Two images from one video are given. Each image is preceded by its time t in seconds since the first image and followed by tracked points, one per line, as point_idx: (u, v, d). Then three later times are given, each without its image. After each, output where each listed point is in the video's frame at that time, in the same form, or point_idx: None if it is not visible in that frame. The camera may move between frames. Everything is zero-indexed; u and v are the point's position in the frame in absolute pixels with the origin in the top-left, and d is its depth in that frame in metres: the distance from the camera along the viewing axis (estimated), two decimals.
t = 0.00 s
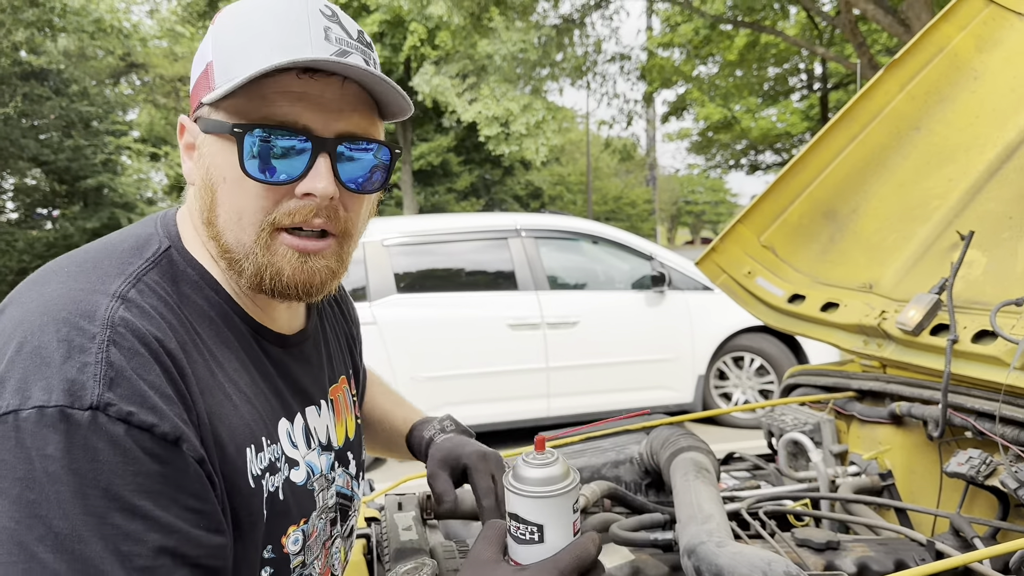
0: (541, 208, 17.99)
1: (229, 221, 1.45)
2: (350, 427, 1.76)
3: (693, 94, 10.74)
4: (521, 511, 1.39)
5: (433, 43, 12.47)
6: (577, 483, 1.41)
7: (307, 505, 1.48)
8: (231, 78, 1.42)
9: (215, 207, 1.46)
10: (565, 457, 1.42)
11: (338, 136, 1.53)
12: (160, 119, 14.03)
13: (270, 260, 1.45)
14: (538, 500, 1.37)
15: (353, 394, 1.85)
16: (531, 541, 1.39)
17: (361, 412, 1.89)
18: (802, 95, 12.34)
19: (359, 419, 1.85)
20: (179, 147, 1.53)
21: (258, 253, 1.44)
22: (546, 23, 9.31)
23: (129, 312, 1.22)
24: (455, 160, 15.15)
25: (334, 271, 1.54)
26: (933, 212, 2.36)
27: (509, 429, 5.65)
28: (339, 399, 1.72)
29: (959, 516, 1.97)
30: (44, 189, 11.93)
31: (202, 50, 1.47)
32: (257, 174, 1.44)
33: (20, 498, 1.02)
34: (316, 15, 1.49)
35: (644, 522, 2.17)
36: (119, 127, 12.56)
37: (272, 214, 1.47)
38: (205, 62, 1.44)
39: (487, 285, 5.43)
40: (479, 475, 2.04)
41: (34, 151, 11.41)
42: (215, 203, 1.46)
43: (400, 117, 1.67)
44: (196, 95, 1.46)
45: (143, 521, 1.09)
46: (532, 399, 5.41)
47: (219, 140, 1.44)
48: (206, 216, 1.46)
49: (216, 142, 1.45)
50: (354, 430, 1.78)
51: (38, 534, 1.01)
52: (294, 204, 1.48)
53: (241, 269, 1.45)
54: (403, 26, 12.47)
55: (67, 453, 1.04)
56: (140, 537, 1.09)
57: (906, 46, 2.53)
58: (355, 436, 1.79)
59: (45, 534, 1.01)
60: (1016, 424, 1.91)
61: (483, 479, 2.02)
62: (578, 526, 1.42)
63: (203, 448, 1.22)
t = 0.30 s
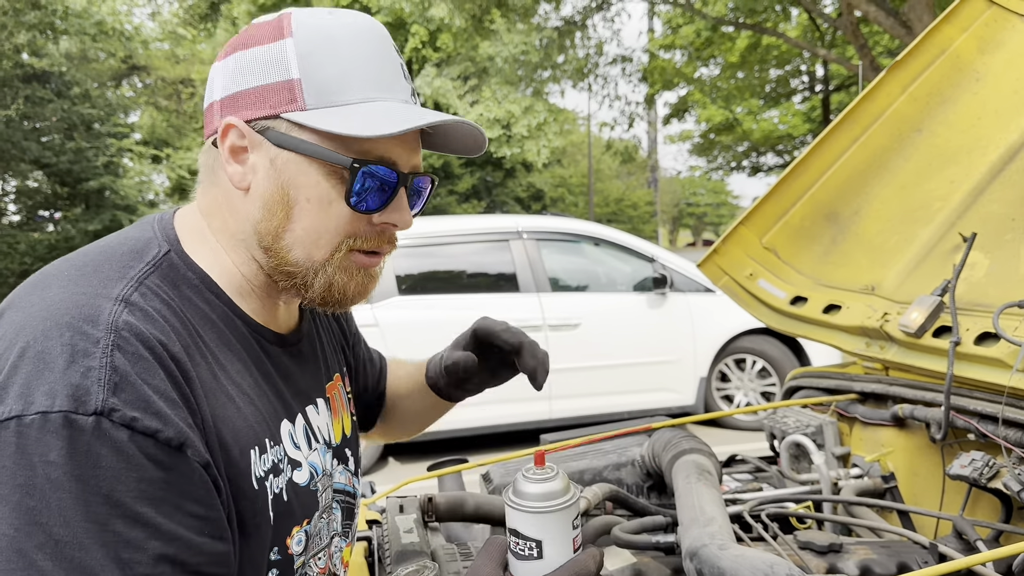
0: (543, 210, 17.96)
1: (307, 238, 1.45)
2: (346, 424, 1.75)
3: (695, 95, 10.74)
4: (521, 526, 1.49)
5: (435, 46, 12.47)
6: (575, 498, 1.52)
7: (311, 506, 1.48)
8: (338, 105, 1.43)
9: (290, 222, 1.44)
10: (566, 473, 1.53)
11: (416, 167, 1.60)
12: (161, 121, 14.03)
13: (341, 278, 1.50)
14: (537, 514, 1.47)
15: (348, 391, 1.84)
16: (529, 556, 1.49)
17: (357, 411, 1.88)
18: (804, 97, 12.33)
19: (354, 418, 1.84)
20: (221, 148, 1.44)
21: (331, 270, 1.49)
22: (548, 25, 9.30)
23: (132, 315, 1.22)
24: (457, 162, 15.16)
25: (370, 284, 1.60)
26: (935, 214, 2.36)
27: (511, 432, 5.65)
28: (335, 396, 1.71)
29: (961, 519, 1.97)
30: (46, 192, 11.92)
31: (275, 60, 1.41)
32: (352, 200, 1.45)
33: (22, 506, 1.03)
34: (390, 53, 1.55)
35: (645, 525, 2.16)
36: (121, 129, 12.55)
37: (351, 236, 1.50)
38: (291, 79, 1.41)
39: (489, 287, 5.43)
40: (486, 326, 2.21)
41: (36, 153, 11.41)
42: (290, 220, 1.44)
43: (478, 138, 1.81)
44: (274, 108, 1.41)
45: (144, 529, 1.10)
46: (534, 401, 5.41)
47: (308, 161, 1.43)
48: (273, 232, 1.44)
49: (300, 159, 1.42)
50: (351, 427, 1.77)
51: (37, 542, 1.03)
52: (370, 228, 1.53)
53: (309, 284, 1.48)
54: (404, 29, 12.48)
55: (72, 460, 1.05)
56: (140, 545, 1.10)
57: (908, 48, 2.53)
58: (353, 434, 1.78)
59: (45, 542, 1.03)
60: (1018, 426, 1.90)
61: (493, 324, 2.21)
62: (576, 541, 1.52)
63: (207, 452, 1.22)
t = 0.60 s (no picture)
0: (544, 211, 17.97)
1: (338, 237, 1.48)
2: (345, 422, 1.72)
3: (696, 96, 10.75)
4: (522, 538, 1.60)
5: (436, 48, 12.49)
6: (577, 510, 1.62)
7: (310, 503, 1.48)
8: (374, 114, 1.46)
9: (324, 221, 1.47)
10: (568, 486, 1.63)
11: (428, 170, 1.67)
12: (163, 123, 14.05)
13: (363, 275, 1.55)
14: (538, 529, 1.58)
15: (348, 387, 1.81)
16: (530, 567, 1.60)
17: (358, 410, 1.87)
18: (805, 99, 12.35)
19: (354, 416, 1.82)
20: (249, 151, 1.42)
21: (356, 267, 1.53)
22: (549, 27, 9.34)
23: (132, 311, 1.22)
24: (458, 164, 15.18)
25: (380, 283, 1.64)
26: (936, 215, 2.36)
27: (513, 433, 5.65)
28: (333, 393, 1.69)
29: (962, 521, 1.97)
30: (48, 194, 11.94)
31: (310, 66, 1.41)
32: (386, 206, 1.52)
33: (21, 502, 1.04)
34: (406, 64, 1.59)
35: (646, 527, 2.17)
36: (122, 131, 12.60)
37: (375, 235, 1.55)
38: (327, 86, 1.42)
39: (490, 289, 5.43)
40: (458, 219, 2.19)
41: (38, 156, 11.44)
42: (322, 221, 1.47)
43: (457, 159, 1.86)
44: (310, 114, 1.42)
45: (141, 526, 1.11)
46: (534, 403, 5.41)
47: (345, 164, 1.46)
48: (303, 233, 1.46)
49: (337, 163, 1.45)
50: (350, 425, 1.75)
51: (33, 538, 1.03)
52: (391, 228, 1.58)
53: (335, 282, 1.51)
54: (406, 31, 12.51)
55: (72, 455, 1.06)
56: (138, 541, 1.11)
57: (908, 50, 2.54)
58: (352, 432, 1.76)
59: (41, 539, 1.04)
60: (1019, 428, 1.90)
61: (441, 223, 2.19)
62: (576, 554, 1.63)
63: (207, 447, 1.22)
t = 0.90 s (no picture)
0: (545, 213, 17.96)
1: (343, 247, 1.49)
2: (348, 423, 1.72)
3: (697, 97, 10.76)
4: (528, 530, 1.57)
5: (438, 49, 12.50)
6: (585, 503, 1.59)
7: (315, 503, 1.49)
8: (382, 125, 1.47)
9: (330, 232, 1.48)
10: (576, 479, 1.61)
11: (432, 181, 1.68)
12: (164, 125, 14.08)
13: (365, 283, 1.56)
14: (545, 522, 1.54)
15: (351, 388, 1.82)
16: (536, 560, 1.56)
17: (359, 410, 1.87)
18: (806, 100, 12.36)
19: (356, 416, 1.82)
20: (257, 160, 1.42)
21: (358, 276, 1.54)
22: (550, 28, 9.43)
23: (140, 313, 1.22)
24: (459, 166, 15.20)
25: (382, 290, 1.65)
26: (936, 218, 2.37)
27: (514, 435, 5.65)
28: (337, 394, 1.69)
29: (962, 522, 1.97)
30: (50, 196, 11.94)
31: (319, 77, 1.42)
32: (392, 212, 1.53)
33: (33, 500, 1.04)
34: (413, 76, 1.59)
35: (647, 528, 2.17)
36: (124, 133, 12.62)
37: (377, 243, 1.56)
38: (336, 98, 1.43)
39: (491, 290, 5.44)
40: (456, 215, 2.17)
41: (40, 157, 11.45)
42: (329, 229, 1.48)
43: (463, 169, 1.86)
44: (319, 124, 1.42)
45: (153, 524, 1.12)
46: (535, 404, 5.41)
47: (352, 175, 1.46)
48: (310, 241, 1.46)
49: (343, 173, 1.45)
50: (352, 426, 1.75)
51: (46, 535, 1.04)
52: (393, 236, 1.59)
53: (339, 290, 1.52)
54: (407, 32, 12.53)
55: (85, 453, 1.06)
56: (148, 539, 1.12)
57: (909, 52, 2.54)
58: (354, 432, 1.76)
59: (54, 536, 1.04)
60: (1018, 429, 1.90)
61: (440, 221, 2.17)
62: (582, 547, 1.59)
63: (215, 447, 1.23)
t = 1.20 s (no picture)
0: (546, 214, 17.96)
1: (345, 243, 1.50)
2: (352, 419, 1.72)
3: (698, 98, 10.75)
4: (600, 495, 1.40)
5: (438, 50, 12.52)
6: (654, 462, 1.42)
7: (321, 492, 1.50)
8: (376, 120, 1.48)
9: (331, 230, 1.48)
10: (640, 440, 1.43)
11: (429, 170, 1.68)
12: (165, 126, 14.13)
13: (368, 276, 1.57)
14: (617, 482, 1.37)
15: (354, 385, 1.82)
16: (612, 524, 1.39)
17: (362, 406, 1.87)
18: (806, 100, 12.36)
19: (359, 414, 1.82)
20: (255, 161, 1.42)
21: (361, 270, 1.55)
22: (550, 29, 9.38)
23: (152, 295, 1.24)
24: (460, 167, 15.23)
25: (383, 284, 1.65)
26: (935, 217, 2.37)
27: (514, 436, 5.65)
28: (342, 390, 1.70)
29: (962, 522, 1.97)
30: (51, 198, 12.01)
31: (311, 76, 1.42)
32: (391, 207, 1.54)
33: (80, 475, 1.05)
34: (404, 68, 1.59)
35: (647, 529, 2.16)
36: (125, 135, 12.67)
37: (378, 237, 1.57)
38: (329, 95, 1.43)
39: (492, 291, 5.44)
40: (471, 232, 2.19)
41: (41, 159, 11.49)
42: (331, 226, 1.48)
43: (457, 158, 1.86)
44: (313, 123, 1.42)
45: (204, 478, 1.14)
46: (536, 404, 5.41)
47: (351, 171, 1.47)
48: (312, 238, 1.47)
49: (342, 169, 1.46)
50: (355, 422, 1.75)
51: (99, 504, 1.05)
52: (393, 229, 1.60)
53: (343, 286, 1.53)
54: (408, 33, 12.53)
55: (118, 425, 1.07)
56: (199, 496, 1.13)
57: (908, 52, 2.54)
58: (357, 429, 1.76)
59: (106, 504, 1.05)
60: (1018, 429, 1.90)
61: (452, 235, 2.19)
62: (659, 507, 1.41)
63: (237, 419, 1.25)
